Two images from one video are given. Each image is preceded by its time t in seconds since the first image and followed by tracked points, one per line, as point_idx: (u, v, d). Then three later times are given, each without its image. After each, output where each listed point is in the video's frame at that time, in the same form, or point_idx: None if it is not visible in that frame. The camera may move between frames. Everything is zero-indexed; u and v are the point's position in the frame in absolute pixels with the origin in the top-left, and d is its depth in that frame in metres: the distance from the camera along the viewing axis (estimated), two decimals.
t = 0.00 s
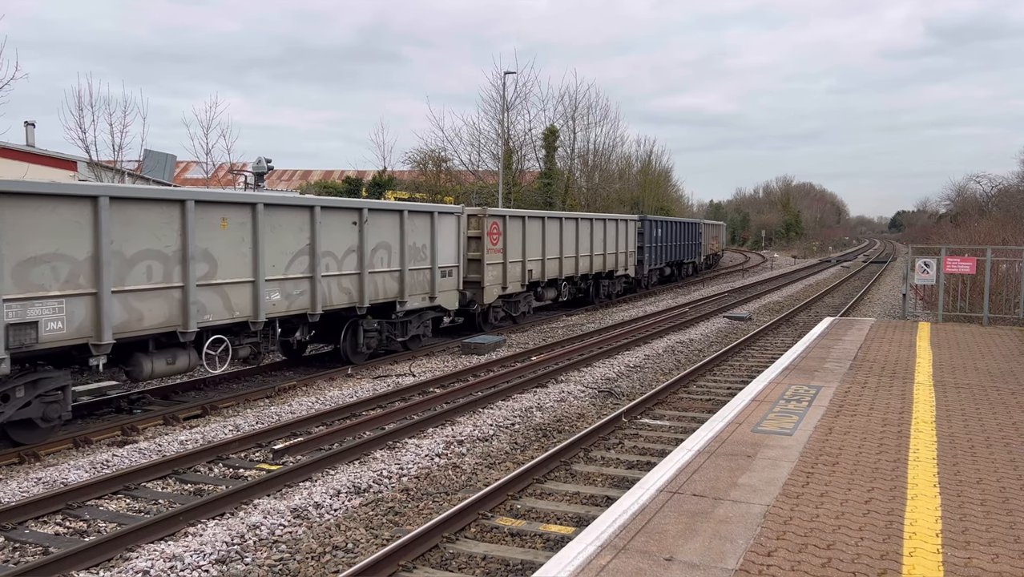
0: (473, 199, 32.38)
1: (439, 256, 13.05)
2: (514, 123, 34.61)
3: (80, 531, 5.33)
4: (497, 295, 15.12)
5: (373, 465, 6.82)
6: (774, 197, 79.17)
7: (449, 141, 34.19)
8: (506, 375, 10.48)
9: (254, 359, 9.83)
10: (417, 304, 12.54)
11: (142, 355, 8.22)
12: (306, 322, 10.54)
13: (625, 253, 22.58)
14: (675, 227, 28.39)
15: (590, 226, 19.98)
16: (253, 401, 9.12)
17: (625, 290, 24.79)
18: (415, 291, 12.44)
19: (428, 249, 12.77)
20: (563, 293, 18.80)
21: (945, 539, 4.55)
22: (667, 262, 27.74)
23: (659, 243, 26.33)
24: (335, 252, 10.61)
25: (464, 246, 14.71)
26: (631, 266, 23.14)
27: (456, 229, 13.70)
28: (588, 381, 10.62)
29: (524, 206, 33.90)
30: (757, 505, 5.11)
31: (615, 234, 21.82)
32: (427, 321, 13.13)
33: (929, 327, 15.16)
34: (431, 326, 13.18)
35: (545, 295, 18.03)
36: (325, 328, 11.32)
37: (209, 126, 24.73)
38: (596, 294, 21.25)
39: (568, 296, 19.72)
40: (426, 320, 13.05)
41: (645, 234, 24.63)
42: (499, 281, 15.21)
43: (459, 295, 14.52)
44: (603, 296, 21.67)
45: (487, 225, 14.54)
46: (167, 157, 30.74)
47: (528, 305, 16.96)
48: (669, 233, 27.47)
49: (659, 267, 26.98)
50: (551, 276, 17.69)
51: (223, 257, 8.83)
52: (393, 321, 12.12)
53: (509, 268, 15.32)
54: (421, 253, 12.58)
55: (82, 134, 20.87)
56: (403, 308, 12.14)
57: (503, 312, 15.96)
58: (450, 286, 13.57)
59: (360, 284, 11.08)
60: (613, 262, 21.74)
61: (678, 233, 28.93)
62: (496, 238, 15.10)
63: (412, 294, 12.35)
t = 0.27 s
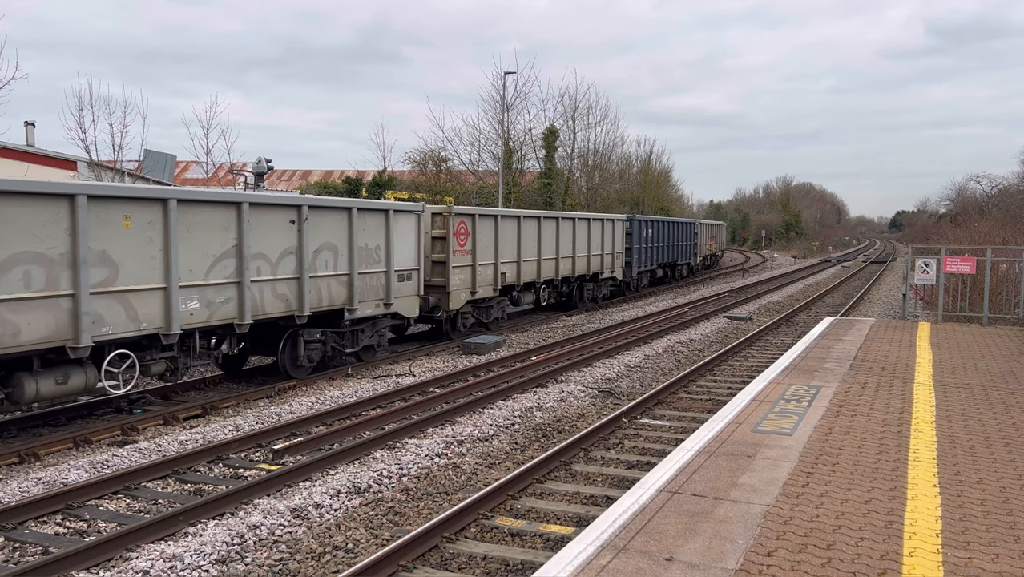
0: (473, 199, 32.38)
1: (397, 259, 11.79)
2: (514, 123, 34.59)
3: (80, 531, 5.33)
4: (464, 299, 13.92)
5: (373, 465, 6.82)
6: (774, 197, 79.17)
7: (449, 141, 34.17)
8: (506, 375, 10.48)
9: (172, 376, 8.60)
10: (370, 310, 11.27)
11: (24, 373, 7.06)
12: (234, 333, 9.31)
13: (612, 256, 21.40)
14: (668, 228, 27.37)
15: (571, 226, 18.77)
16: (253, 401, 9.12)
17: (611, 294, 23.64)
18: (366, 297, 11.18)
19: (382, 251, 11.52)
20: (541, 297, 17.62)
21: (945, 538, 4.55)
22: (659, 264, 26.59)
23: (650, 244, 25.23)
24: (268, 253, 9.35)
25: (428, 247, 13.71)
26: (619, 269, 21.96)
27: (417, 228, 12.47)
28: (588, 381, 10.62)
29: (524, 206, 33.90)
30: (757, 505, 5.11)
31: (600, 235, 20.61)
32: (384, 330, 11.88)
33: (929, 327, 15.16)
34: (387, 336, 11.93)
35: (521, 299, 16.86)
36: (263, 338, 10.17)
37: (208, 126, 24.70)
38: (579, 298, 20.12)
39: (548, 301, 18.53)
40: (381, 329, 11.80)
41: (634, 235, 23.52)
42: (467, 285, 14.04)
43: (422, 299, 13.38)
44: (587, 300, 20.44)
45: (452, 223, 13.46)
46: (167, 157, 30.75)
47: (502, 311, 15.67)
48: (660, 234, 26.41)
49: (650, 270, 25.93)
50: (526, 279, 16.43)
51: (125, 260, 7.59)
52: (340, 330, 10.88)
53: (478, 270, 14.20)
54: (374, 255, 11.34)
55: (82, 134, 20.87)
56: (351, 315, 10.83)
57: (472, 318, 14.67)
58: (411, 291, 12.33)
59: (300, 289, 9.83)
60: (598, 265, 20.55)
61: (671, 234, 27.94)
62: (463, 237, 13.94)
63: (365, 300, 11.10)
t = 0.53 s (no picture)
0: (473, 199, 32.40)
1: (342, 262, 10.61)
2: (514, 123, 34.59)
3: (80, 531, 5.33)
4: (427, 305, 12.80)
5: (373, 465, 6.82)
6: (774, 197, 79.19)
7: (450, 141, 34.18)
8: (506, 375, 10.48)
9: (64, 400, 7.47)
10: (311, 319, 10.11)
11: None
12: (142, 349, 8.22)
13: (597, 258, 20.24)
14: (659, 227, 26.34)
15: (552, 226, 17.55)
16: (253, 401, 9.12)
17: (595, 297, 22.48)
18: (305, 304, 10.00)
19: (325, 253, 10.35)
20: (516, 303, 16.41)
21: (945, 539, 4.55)
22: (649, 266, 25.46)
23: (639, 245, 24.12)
24: (183, 257, 8.23)
25: (385, 249, 12.56)
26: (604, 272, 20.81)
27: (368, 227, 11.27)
28: (588, 381, 10.62)
29: (524, 206, 33.91)
30: (757, 505, 5.11)
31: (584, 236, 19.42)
32: (329, 341, 10.71)
33: (929, 327, 15.16)
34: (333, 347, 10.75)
35: (493, 304, 15.65)
36: (187, 352, 9.11)
37: (209, 126, 24.69)
38: (560, 303, 18.94)
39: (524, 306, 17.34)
40: (325, 339, 10.63)
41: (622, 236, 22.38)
42: (430, 290, 12.88)
43: (378, 305, 12.24)
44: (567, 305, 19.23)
45: (412, 223, 12.29)
46: (167, 156, 30.75)
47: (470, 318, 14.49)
48: (650, 234, 25.33)
49: (640, 271, 24.85)
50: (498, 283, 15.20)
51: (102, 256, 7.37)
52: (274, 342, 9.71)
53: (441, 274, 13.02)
54: (315, 258, 10.17)
55: (82, 134, 20.85)
56: (286, 325, 9.68)
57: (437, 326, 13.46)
58: (360, 297, 11.16)
59: (222, 296, 8.71)
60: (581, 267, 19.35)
61: (662, 234, 26.93)
62: (425, 237, 12.76)
63: (303, 308, 9.93)
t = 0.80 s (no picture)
0: (473, 199, 32.39)
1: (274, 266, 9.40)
2: (514, 123, 34.57)
3: (80, 531, 5.33)
4: (382, 313, 11.60)
5: (373, 465, 6.82)
6: (774, 197, 79.19)
7: (450, 141, 34.16)
8: (506, 375, 10.48)
9: None
10: (236, 331, 8.92)
11: None
12: (23, 371, 6.93)
13: (578, 259, 19.11)
14: (649, 227, 25.29)
15: (527, 225, 16.38)
16: (253, 401, 9.12)
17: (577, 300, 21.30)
18: (230, 313, 8.80)
19: (255, 255, 9.14)
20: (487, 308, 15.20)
21: (945, 539, 4.55)
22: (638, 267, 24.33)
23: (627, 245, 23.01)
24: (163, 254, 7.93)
25: (334, 250, 11.33)
26: (586, 274, 19.68)
27: (307, 226, 10.05)
28: (589, 381, 10.62)
29: (524, 206, 33.89)
30: (757, 505, 5.11)
31: (563, 236, 18.28)
32: (263, 354, 9.49)
33: (929, 327, 15.16)
34: (267, 360, 9.58)
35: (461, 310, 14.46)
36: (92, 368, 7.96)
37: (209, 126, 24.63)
38: (538, 307, 17.78)
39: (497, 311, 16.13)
40: (257, 353, 9.38)
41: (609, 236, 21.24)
42: (385, 295, 11.72)
43: (324, 313, 11.04)
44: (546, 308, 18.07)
45: (363, 221, 11.05)
46: (167, 156, 30.71)
47: (434, 325, 13.28)
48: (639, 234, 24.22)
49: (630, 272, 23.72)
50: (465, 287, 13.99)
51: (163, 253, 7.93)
52: (192, 357, 8.49)
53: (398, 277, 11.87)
54: (242, 262, 8.96)
55: (82, 134, 20.84)
56: (205, 336, 8.47)
57: (394, 335, 12.26)
58: (298, 304, 9.92)
59: (126, 306, 7.51)
60: (560, 269, 18.20)
61: (653, 234, 25.84)
62: (379, 237, 11.55)
63: (226, 318, 8.72)
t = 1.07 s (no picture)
0: (473, 199, 32.38)
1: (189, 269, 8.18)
2: (514, 123, 34.57)
3: (80, 531, 5.33)
4: (327, 322, 10.40)
5: (373, 465, 6.82)
6: (774, 197, 79.21)
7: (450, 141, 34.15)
8: (506, 375, 10.48)
9: None
10: (142, 345, 7.70)
11: None
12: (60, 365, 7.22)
13: (557, 260, 17.82)
14: (636, 227, 24.12)
15: (500, 223, 15.03)
16: (253, 401, 9.12)
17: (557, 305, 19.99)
18: (134, 325, 7.60)
19: (165, 258, 7.92)
20: (453, 315, 13.87)
21: (945, 539, 4.55)
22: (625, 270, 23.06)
23: (612, 247, 21.80)
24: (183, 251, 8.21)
25: (269, 252, 10.04)
26: (567, 276, 18.40)
27: (233, 224, 8.83)
28: (589, 381, 10.62)
29: (524, 206, 33.88)
30: (756, 505, 5.11)
31: (540, 235, 16.95)
32: (178, 372, 8.31)
33: (929, 327, 15.15)
34: (184, 378, 8.40)
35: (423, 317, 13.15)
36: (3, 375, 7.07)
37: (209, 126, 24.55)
38: (514, 312, 16.51)
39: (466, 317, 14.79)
40: (170, 370, 8.18)
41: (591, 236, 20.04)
42: (330, 301, 10.50)
43: (256, 322, 9.81)
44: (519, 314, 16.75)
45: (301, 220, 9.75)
46: (167, 156, 30.68)
47: (390, 334, 11.97)
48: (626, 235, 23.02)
49: (617, 275, 22.51)
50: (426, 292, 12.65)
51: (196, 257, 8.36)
52: (86, 376, 7.28)
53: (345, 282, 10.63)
54: (149, 265, 7.73)
55: (82, 134, 20.82)
56: (102, 352, 7.27)
57: (342, 346, 11.00)
58: (220, 312, 8.70)
59: None
60: (539, 271, 16.89)
61: (640, 234, 24.70)
62: (321, 237, 10.25)
63: (127, 331, 7.51)
